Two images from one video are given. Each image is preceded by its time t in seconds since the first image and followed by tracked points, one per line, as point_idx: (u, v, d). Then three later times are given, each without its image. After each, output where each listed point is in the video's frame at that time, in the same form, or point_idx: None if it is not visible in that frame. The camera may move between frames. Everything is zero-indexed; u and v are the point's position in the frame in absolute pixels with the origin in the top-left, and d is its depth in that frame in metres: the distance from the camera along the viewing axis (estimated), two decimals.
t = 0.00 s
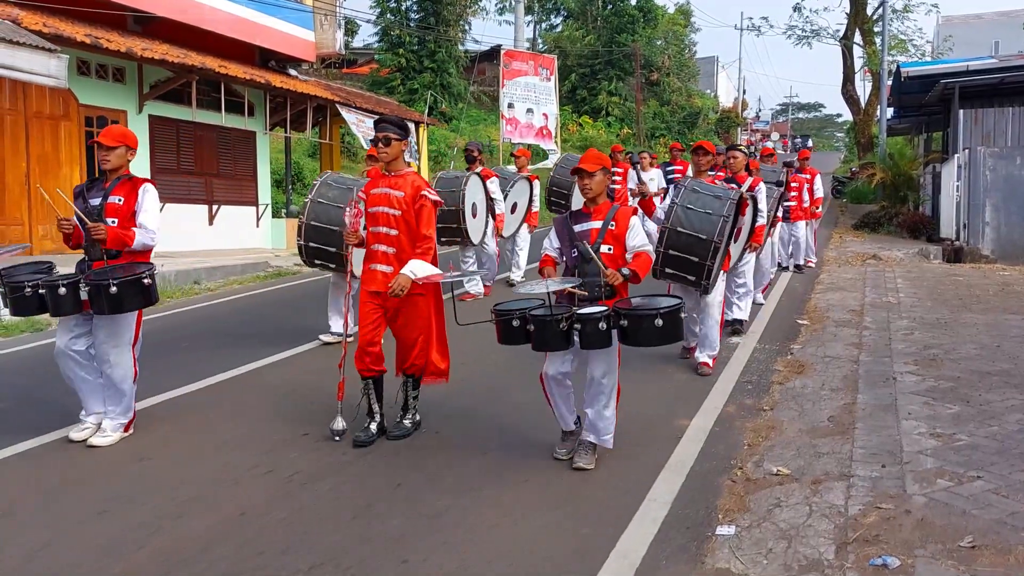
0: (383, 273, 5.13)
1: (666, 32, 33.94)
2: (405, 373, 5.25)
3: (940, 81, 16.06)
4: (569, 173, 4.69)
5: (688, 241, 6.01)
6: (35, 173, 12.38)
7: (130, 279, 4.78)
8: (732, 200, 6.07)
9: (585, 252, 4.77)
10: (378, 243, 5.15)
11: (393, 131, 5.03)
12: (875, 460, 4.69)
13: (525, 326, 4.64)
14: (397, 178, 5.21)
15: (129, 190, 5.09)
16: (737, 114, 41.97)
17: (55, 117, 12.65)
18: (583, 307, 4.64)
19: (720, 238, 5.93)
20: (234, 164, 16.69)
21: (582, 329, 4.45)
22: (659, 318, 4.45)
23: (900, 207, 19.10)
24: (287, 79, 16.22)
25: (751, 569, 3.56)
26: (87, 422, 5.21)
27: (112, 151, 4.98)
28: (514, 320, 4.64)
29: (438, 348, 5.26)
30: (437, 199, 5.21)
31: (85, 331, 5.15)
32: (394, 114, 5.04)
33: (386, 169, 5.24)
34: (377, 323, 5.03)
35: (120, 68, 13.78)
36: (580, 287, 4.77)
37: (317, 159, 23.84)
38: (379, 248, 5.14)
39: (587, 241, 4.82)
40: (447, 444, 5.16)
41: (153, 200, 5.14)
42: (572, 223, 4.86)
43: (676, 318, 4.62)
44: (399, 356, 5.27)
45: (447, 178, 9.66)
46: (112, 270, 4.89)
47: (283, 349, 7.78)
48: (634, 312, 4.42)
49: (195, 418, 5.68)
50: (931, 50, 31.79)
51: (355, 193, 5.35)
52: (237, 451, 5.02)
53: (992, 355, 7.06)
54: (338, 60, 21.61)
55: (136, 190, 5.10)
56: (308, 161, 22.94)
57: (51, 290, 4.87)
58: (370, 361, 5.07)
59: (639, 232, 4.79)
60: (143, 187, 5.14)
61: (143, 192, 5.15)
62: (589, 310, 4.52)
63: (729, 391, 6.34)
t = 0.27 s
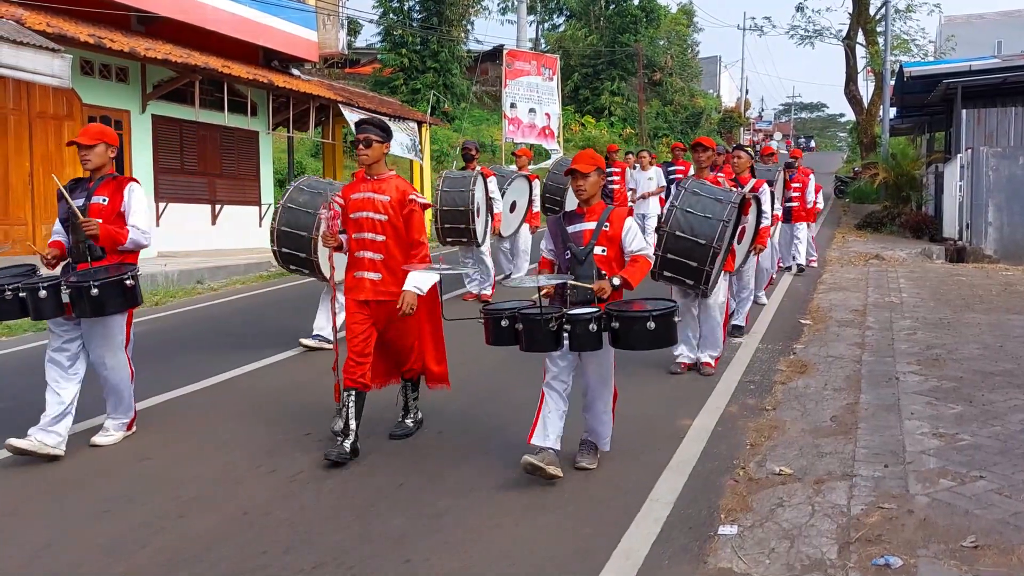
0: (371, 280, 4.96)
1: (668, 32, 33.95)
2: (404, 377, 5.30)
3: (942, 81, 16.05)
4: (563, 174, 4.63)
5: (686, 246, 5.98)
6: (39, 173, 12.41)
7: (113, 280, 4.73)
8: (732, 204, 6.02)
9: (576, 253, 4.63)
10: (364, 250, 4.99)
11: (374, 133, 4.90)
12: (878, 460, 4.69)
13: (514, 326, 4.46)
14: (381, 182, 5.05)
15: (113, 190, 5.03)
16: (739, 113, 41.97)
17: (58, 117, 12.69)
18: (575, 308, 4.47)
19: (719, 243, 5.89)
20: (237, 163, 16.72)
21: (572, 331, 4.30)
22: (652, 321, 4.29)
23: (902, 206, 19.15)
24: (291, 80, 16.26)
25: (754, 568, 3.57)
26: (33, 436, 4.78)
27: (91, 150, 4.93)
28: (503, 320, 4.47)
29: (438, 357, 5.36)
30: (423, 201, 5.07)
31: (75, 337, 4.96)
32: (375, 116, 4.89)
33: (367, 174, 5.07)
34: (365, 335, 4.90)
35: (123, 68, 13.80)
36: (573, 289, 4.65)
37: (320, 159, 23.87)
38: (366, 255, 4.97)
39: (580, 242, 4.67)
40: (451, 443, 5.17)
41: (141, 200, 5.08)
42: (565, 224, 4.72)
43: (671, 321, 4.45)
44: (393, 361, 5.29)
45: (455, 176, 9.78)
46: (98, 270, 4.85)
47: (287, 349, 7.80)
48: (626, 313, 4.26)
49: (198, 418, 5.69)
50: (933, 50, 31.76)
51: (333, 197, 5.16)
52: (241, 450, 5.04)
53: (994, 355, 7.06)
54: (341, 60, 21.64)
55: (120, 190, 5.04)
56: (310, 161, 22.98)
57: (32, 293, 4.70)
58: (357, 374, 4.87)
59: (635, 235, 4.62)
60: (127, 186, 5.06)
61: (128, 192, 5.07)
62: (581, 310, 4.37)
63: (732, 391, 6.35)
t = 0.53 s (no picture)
0: (350, 281, 4.79)
1: (671, 31, 33.95)
2: (382, 382, 5.01)
3: (946, 80, 16.04)
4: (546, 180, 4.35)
5: (683, 255, 5.82)
6: (42, 173, 12.44)
7: (82, 291, 4.55)
8: (730, 209, 5.82)
9: (562, 262, 4.35)
10: (343, 250, 4.81)
11: (353, 129, 4.76)
12: (880, 459, 4.69)
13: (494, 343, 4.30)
14: (360, 180, 4.90)
15: (86, 196, 4.83)
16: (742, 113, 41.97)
17: (61, 117, 12.71)
18: (556, 322, 4.28)
19: (717, 252, 5.72)
20: (240, 163, 16.75)
21: (551, 347, 4.10)
22: (632, 336, 4.04)
23: (905, 206, 19.16)
24: (293, 80, 16.26)
25: (756, 568, 3.57)
26: (26, 457, 4.63)
27: (59, 153, 4.73)
28: (481, 336, 4.30)
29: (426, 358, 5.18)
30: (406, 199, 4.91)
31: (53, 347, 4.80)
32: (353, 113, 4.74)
33: (346, 172, 4.91)
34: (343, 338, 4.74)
35: (126, 68, 13.82)
36: (557, 300, 4.37)
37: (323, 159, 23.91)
38: (344, 255, 4.80)
39: (565, 251, 4.39)
40: (453, 443, 5.18)
41: (113, 201, 4.88)
42: (549, 232, 4.44)
43: (656, 334, 4.19)
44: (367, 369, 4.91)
45: (461, 177, 9.68)
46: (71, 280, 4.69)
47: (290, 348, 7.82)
48: (604, 329, 4.02)
49: (201, 417, 5.70)
50: (937, 50, 31.78)
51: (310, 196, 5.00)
52: (244, 449, 5.05)
53: (997, 355, 7.05)
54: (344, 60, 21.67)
55: (93, 196, 4.83)
56: (313, 160, 23.02)
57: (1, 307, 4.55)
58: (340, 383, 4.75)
59: (626, 241, 4.35)
60: (101, 192, 4.86)
61: (101, 197, 4.86)
62: (560, 326, 4.17)
63: (734, 391, 6.35)
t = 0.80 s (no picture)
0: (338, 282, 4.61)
1: (673, 31, 33.96)
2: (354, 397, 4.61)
3: (948, 79, 16.03)
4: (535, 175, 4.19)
5: (674, 251, 5.34)
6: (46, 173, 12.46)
7: (53, 292, 4.38)
8: (722, 204, 5.38)
9: (551, 259, 4.22)
10: (331, 249, 4.64)
11: (343, 126, 4.58)
12: (883, 458, 4.69)
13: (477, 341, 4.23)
14: (350, 178, 4.70)
15: (61, 195, 4.68)
16: (744, 112, 41.97)
17: (65, 117, 12.73)
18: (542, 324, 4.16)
19: (708, 248, 5.25)
20: (243, 163, 16.77)
21: (536, 348, 3.98)
22: (620, 342, 3.89)
23: (908, 205, 19.17)
24: (296, 79, 16.30)
25: (759, 567, 3.58)
26: (29, 458, 4.63)
27: (34, 149, 4.60)
28: (465, 335, 4.23)
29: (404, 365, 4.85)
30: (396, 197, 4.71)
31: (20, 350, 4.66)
32: (343, 109, 4.57)
33: (336, 169, 4.72)
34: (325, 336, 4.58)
35: (129, 67, 13.84)
36: (544, 298, 4.26)
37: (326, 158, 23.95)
38: (332, 255, 4.63)
39: (554, 248, 4.27)
40: (456, 442, 5.19)
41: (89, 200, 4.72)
42: (538, 228, 4.32)
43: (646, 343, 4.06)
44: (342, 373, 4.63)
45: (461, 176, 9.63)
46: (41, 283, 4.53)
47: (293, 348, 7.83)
48: (590, 332, 3.88)
49: (203, 416, 5.70)
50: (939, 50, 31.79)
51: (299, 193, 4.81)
52: (247, 448, 5.06)
53: (1000, 355, 7.04)
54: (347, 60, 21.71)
55: (69, 194, 4.69)
56: (316, 160, 23.06)
57: None
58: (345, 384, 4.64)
59: (613, 241, 4.26)
60: (76, 190, 4.71)
61: (77, 196, 4.71)
62: (548, 327, 4.05)
63: (737, 390, 6.36)
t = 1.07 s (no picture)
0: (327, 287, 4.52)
1: (676, 30, 33.94)
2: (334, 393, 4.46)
3: (951, 78, 16.01)
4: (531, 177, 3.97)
5: (668, 245, 5.28)
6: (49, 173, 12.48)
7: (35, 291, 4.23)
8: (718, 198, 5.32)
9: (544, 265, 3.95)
10: (321, 253, 4.54)
11: (334, 127, 4.49)
12: (887, 458, 4.69)
13: (467, 350, 4.00)
14: (342, 179, 4.58)
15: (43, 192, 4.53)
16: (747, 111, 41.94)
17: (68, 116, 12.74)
18: (536, 332, 3.92)
19: (702, 243, 5.17)
20: (245, 162, 16.79)
21: (530, 358, 3.73)
22: (619, 351, 3.66)
23: (911, 204, 19.17)
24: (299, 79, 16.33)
25: (763, 566, 3.58)
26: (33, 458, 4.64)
27: (21, 144, 4.48)
28: (454, 342, 4.01)
29: (381, 379, 4.65)
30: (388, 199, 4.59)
31: None
32: (335, 109, 4.45)
33: (327, 170, 4.61)
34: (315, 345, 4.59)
35: (132, 67, 13.86)
36: (538, 306, 4.00)
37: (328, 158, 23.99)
38: (322, 259, 4.53)
39: (547, 254, 4.02)
40: (459, 441, 5.20)
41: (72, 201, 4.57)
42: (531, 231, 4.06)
43: (644, 352, 3.82)
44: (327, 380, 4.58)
45: (450, 174, 9.69)
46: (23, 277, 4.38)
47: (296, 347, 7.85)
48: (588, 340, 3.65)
49: (207, 415, 5.71)
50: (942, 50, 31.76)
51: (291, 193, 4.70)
52: (251, 447, 5.07)
53: (1004, 354, 7.03)
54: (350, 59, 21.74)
55: (51, 190, 4.55)
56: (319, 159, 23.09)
57: None
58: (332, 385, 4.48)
59: (610, 249, 4.02)
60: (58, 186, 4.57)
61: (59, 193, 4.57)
62: (542, 337, 3.79)
63: (740, 389, 6.37)
